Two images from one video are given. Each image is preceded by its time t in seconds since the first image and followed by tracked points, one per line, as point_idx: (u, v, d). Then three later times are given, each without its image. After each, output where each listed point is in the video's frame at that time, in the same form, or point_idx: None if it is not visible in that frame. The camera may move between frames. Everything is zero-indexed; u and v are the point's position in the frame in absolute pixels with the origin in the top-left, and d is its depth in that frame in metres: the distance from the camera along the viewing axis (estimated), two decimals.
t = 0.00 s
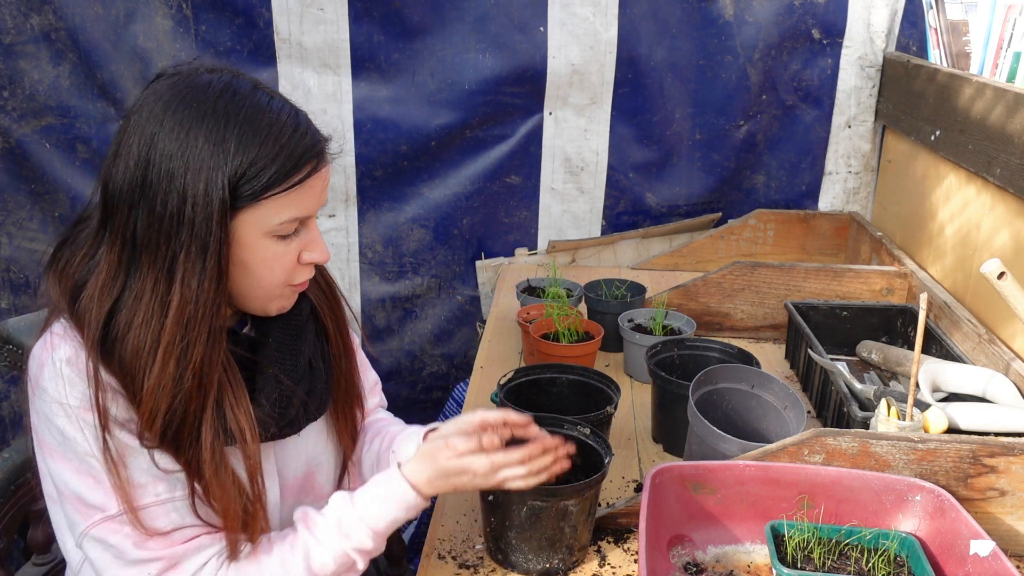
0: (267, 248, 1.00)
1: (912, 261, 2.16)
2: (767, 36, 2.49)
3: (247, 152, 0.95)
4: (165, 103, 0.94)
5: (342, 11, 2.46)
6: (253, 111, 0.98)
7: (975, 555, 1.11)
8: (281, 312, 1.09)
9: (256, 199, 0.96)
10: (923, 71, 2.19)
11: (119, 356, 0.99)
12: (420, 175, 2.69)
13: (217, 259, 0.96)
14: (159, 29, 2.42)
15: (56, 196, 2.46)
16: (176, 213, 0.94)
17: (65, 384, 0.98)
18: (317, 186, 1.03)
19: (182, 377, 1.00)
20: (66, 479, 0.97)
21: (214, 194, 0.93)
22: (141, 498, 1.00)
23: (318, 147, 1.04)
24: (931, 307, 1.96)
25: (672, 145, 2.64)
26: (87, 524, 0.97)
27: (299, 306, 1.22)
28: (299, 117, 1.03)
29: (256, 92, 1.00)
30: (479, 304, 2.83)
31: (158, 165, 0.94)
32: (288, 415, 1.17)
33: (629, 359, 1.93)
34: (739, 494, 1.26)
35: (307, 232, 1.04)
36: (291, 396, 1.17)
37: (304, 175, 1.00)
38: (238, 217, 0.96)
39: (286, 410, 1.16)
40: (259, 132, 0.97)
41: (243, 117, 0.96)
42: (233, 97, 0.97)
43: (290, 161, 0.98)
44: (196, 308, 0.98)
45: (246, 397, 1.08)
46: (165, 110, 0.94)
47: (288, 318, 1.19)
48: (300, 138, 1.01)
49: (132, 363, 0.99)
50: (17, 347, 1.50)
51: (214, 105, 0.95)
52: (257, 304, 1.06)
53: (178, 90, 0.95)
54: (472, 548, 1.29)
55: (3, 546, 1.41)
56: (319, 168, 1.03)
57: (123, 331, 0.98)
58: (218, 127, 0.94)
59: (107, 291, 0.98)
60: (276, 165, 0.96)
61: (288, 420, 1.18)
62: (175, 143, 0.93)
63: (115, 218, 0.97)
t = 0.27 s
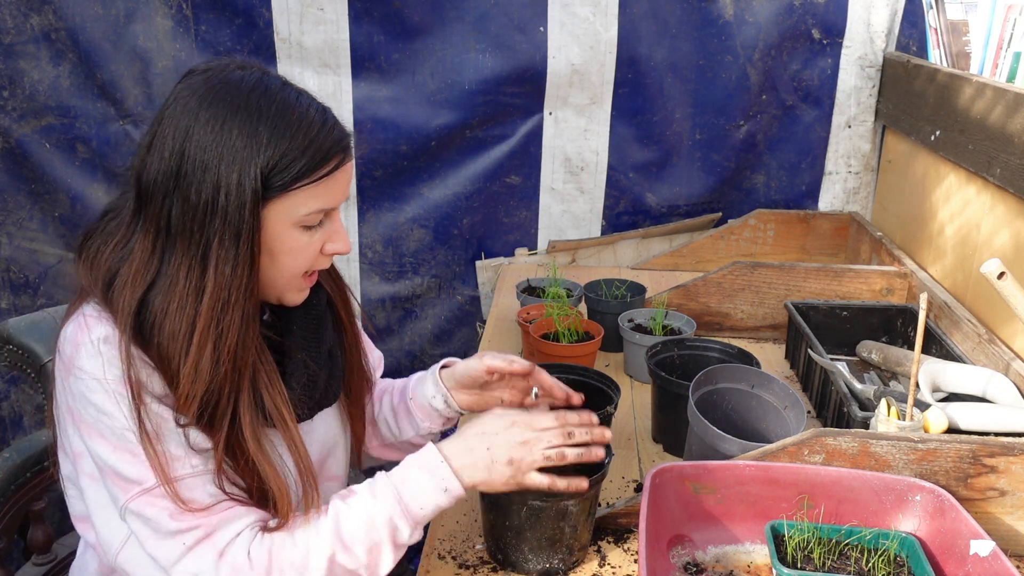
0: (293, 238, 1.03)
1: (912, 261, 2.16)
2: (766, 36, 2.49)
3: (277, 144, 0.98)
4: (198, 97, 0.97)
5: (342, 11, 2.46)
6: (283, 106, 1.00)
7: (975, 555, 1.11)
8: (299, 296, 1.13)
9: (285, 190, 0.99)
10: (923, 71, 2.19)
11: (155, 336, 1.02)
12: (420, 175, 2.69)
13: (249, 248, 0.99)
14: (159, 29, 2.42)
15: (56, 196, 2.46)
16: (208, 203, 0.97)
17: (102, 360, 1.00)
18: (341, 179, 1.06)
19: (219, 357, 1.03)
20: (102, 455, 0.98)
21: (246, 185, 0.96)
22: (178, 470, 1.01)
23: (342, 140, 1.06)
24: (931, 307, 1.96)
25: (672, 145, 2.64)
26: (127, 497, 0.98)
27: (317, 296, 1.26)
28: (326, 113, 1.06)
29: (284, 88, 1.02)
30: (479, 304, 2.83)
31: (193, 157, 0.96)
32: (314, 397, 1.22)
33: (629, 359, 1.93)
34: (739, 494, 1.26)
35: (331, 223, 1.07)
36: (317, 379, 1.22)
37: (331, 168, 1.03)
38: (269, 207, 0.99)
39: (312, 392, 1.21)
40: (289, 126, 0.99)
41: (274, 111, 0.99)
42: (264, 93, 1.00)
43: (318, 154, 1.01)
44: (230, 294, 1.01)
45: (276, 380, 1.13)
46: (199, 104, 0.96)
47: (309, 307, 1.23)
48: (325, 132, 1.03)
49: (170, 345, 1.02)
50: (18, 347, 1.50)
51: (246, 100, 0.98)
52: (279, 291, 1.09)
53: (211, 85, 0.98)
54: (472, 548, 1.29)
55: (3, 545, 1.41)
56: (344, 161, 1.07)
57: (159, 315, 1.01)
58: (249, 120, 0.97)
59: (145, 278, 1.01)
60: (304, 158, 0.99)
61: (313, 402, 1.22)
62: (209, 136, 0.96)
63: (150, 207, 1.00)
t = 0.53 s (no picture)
0: (313, 235, 1.05)
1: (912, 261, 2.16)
2: (767, 36, 2.49)
3: (302, 143, 0.99)
4: (231, 93, 1.00)
5: (342, 11, 2.46)
6: (311, 107, 1.01)
7: (975, 555, 1.11)
8: (321, 292, 1.14)
9: (307, 188, 1.00)
10: (923, 71, 2.19)
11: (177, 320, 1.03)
12: (420, 175, 2.69)
13: (272, 243, 1.01)
14: (159, 29, 2.42)
15: (56, 196, 2.46)
16: (233, 196, 0.99)
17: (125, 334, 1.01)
18: (365, 180, 1.06)
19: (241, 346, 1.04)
20: (118, 432, 0.98)
21: (270, 180, 0.98)
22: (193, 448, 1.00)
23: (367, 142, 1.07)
24: (931, 307, 1.96)
25: (672, 145, 2.64)
26: (139, 474, 0.97)
27: (337, 294, 1.29)
28: (355, 115, 1.07)
29: (314, 88, 1.04)
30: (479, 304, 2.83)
31: (222, 151, 0.98)
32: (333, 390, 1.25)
33: (629, 359, 1.94)
34: (739, 494, 1.26)
35: (353, 223, 1.08)
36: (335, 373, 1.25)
37: (354, 169, 1.04)
38: (291, 204, 1.01)
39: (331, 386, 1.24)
40: (315, 126, 1.00)
41: (301, 112, 1.00)
42: (293, 92, 1.01)
43: (342, 155, 1.02)
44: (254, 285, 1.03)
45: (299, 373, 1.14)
46: (230, 100, 0.99)
47: (329, 304, 1.26)
48: (350, 133, 1.04)
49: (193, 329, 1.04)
50: (17, 347, 1.50)
51: (276, 98, 1.00)
52: (301, 286, 1.11)
53: (243, 82, 1.00)
54: (473, 548, 1.29)
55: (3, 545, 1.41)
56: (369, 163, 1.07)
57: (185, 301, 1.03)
58: (277, 118, 0.99)
59: (170, 266, 1.04)
60: (327, 159, 1.00)
61: (331, 396, 1.25)
62: (238, 132, 0.98)
63: (182, 197, 1.02)
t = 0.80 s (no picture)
0: (298, 235, 1.03)
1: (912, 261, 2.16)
2: (767, 36, 2.49)
3: (280, 138, 0.98)
4: (218, 91, 1.00)
5: (342, 11, 2.46)
6: (293, 102, 1.00)
7: (975, 555, 1.11)
8: (317, 295, 1.11)
9: (286, 185, 0.99)
10: (923, 71, 2.19)
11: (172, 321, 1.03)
12: (420, 175, 2.69)
13: (254, 241, 1.00)
14: (159, 29, 2.42)
15: (56, 196, 2.46)
16: (217, 194, 0.99)
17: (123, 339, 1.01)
18: (351, 177, 1.04)
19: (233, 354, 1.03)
20: (105, 435, 0.98)
21: (249, 177, 0.97)
22: (173, 460, 1.01)
23: (354, 139, 1.04)
24: (931, 307, 1.96)
25: (672, 145, 2.64)
26: (116, 480, 0.97)
27: (342, 296, 1.29)
28: (343, 113, 1.05)
29: (301, 84, 1.03)
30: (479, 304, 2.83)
31: (207, 148, 0.99)
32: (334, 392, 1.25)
33: (629, 359, 1.94)
34: (739, 494, 1.26)
35: (341, 223, 1.05)
36: (335, 375, 1.25)
37: (335, 167, 1.01)
38: (273, 201, 1.00)
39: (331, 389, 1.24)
40: (296, 121, 0.99)
41: (281, 107, 0.99)
42: (278, 89, 1.00)
43: (321, 151, 0.99)
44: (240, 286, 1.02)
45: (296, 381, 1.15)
46: (217, 97, 1.00)
47: (333, 306, 1.26)
48: (334, 127, 1.02)
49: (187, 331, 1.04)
50: (18, 347, 1.50)
51: (259, 95, 0.99)
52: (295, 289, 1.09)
53: (231, 80, 1.01)
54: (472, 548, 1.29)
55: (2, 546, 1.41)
56: (354, 161, 1.04)
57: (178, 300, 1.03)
58: (259, 115, 0.98)
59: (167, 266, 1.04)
60: (305, 154, 0.98)
61: (332, 398, 1.25)
62: (221, 128, 0.98)
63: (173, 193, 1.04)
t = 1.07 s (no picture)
0: (262, 257, 1.00)
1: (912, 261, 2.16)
2: (766, 36, 2.49)
3: (239, 153, 0.97)
4: (181, 105, 0.99)
5: (342, 11, 2.46)
6: (253, 115, 0.99)
7: (975, 555, 1.11)
8: (290, 320, 1.07)
9: (244, 203, 0.97)
10: (923, 71, 2.19)
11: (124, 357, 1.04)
12: (420, 175, 2.69)
13: (210, 258, 0.99)
14: (159, 29, 2.41)
15: (56, 196, 2.48)
16: (177, 213, 0.98)
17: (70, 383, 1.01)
18: (317, 195, 1.01)
19: (180, 380, 1.04)
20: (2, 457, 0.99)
21: (206, 195, 0.96)
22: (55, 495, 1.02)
23: (320, 155, 1.02)
24: (931, 307, 1.96)
25: (672, 145, 2.64)
26: None
27: (326, 321, 1.23)
28: (305, 125, 1.03)
29: (268, 97, 1.02)
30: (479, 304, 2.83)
31: (167, 164, 0.98)
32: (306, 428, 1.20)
33: (629, 359, 1.93)
34: (740, 494, 1.26)
35: (308, 244, 1.02)
36: (308, 410, 1.20)
37: (296, 183, 0.99)
38: (231, 220, 0.99)
39: (301, 426, 1.19)
40: (255, 136, 0.98)
41: (241, 121, 0.97)
42: (238, 103, 0.99)
43: (280, 166, 0.98)
44: (196, 310, 1.02)
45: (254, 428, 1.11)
46: (178, 112, 0.98)
47: (313, 333, 1.21)
48: (298, 143, 1.00)
49: (141, 364, 1.04)
50: (17, 347, 1.49)
51: (219, 109, 0.98)
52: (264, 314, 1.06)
53: (193, 93, 0.99)
54: (472, 548, 1.29)
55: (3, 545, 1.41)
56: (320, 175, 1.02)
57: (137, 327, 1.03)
58: (217, 131, 0.97)
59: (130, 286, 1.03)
60: (264, 169, 0.97)
61: (302, 436, 1.20)
62: (180, 144, 0.97)
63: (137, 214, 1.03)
